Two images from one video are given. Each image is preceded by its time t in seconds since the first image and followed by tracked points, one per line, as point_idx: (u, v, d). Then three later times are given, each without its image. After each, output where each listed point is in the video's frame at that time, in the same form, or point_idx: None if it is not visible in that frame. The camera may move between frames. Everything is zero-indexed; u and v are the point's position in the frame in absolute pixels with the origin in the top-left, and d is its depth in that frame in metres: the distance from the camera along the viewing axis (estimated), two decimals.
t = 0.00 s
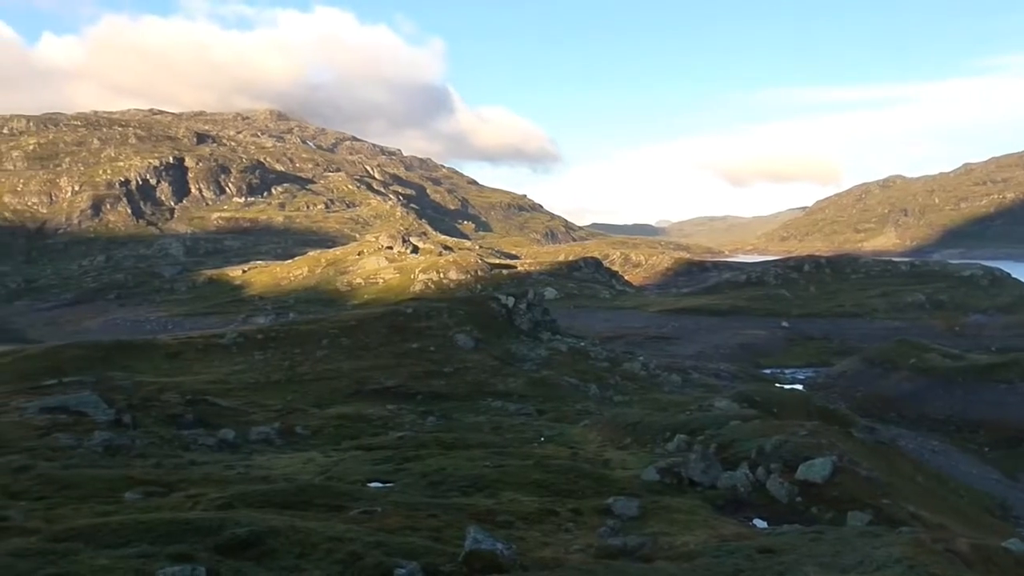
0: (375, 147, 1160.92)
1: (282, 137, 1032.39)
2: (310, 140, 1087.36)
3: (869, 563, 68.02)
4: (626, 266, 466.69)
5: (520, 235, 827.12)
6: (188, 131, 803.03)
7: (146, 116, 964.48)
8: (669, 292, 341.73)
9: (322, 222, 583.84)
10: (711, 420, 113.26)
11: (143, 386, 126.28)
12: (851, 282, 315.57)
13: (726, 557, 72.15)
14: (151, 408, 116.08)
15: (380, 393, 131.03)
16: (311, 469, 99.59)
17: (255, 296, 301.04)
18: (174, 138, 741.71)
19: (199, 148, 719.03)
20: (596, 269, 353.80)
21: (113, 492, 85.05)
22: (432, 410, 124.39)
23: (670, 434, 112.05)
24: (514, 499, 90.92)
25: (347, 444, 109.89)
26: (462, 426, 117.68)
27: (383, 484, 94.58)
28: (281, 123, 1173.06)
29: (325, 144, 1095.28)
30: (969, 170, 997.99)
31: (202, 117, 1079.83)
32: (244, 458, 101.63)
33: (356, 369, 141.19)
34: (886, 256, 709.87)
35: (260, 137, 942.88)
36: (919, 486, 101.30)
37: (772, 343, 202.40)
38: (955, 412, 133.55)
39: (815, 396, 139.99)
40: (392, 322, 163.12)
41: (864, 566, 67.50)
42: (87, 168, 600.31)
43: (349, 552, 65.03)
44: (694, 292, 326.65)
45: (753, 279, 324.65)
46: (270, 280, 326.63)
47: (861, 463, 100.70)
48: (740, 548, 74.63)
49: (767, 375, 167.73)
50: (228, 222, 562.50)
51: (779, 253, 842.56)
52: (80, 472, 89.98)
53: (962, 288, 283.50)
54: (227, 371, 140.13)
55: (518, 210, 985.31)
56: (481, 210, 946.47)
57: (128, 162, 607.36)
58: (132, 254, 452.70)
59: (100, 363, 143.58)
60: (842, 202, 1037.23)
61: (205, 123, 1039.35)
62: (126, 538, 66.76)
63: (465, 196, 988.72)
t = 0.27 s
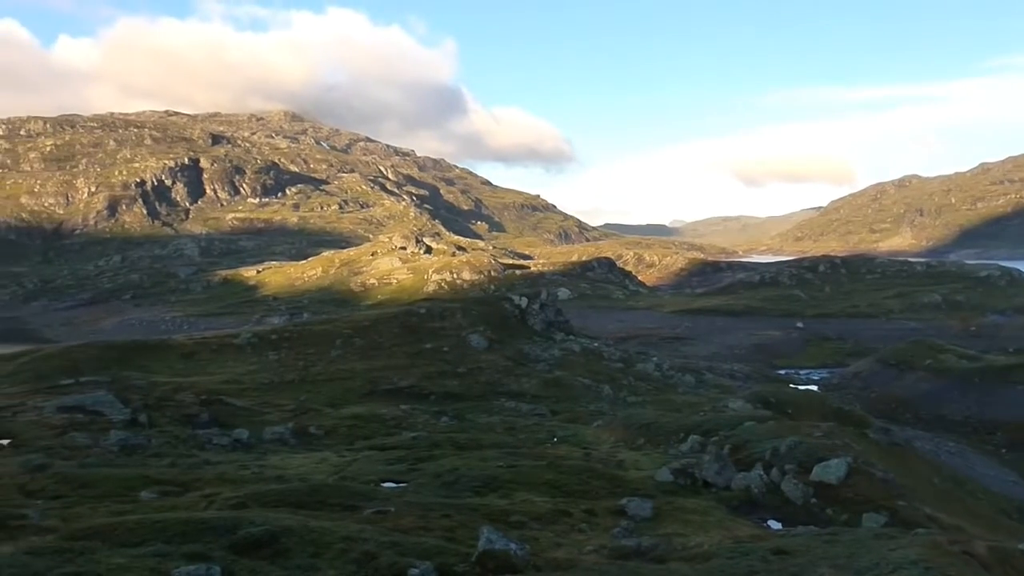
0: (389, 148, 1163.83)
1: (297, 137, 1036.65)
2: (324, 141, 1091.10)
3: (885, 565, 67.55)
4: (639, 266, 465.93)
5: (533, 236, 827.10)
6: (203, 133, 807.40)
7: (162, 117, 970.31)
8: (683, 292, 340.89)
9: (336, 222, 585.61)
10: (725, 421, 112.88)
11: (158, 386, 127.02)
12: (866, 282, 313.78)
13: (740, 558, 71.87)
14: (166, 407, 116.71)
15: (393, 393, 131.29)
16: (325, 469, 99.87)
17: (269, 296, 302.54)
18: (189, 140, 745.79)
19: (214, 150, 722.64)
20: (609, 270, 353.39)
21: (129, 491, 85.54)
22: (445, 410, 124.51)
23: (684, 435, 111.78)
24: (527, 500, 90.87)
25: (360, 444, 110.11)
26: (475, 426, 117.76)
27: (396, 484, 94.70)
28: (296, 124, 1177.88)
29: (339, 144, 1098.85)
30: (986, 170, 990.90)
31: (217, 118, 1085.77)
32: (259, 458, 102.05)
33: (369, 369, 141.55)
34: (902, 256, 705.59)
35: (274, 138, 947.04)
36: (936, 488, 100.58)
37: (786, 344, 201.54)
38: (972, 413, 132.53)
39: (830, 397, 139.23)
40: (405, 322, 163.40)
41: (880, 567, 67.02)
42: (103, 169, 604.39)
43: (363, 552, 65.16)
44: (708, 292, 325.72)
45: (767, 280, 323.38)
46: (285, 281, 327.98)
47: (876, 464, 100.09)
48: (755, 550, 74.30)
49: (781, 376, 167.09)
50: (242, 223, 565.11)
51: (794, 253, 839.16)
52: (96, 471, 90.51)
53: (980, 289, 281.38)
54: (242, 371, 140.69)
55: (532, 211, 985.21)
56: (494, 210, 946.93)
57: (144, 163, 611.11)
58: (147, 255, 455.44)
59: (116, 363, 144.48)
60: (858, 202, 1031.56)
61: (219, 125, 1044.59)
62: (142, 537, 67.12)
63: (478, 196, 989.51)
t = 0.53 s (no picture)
0: (404, 149, 1167.02)
1: (312, 138, 1040.81)
2: (340, 142, 1095.48)
3: (903, 567, 66.94)
4: (655, 267, 465.07)
5: (548, 237, 827.13)
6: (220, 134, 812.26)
7: (179, 119, 977.13)
8: (699, 293, 339.94)
9: (351, 223, 587.54)
10: (741, 422, 112.48)
11: (176, 386, 127.81)
12: (884, 282, 311.87)
13: (756, 560, 71.54)
14: (184, 407, 117.37)
15: (408, 394, 131.58)
16: (340, 469, 100.12)
17: (285, 296, 304.28)
18: (206, 141, 750.30)
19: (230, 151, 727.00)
20: (624, 270, 352.89)
21: (147, 491, 86.04)
22: (461, 411, 124.72)
23: (700, 436, 111.41)
24: (543, 501, 90.80)
25: (376, 444, 110.39)
26: (490, 427, 117.83)
27: (412, 485, 94.82)
28: (312, 125, 1183.14)
29: (355, 145, 1102.64)
30: (1005, 169, 982.62)
31: (234, 120, 1092.33)
32: (275, 458, 102.48)
33: (384, 370, 141.94)
34: (920, 257, 701.26)
35: (290, 140, 951.52)
36: (954, 490, 99.79)
37: (803, 344, 200.54)
38: (991, 415, 131.37)
39: (847, 398, 138.46)
40: (421, 322, 163.70)
41: (898, 570, 66.50)
42: (121, 171, 608.97)
43: (379, 553, 65.24)
44: (724, 293, 324.73)
45: (784, 280, 322.03)
46: (302, 282, 329.66)
47: (894, 466, 99.46)
48: (771, 551, 73.89)
49: (798, 377, 166.31)
50: (258, 224, 567.92)
51: (810, 253, 835.28)
52: (115, 470, 91.18)
53: (999, 289, 278.94)
54: (258, 371, 141.35)
55: (547, 211, 985.09)
56: (509, 211, 947.30)
57: (161, 165, 615.42)
58: (165, 255, 458.58)
59: (134, 363, 145.46)
60: (875, 202, 1025.68)
61: (236, 126, 1050.43)
62: (161, 536, 67.51)
63: (494, 197, 990.46)
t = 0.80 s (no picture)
0: (419, 150, 1169.63)
1: (327, 141, 1044.72)
2: (355, 144, 1099.24)
3: (922, 569, 66.41)
4: (670, 267, 464.03)
5: (563, 237, 826.76)
6: (236, 136, 816.92)
7: (196, 121, 983.35)
8: (715, 293, 338.84)
9: (366, 225, 589.39)
10: (758, 423, 112.03)
11: (193, 387, 128.55)
12: (901, 282, 309.84)
13: (773, 561, 71.18)
14: (201, 408, 118.06)
15: (424, 395, 131.77)
16: (357, 470, 100.43)
17: (301, 298, 305.61)
18: (222, 144, 754.33)
19: (246, 153, 730.91)
20: (639, 271, 352.38)
21: (165, 492, 86.59)
22: (476, 411, 124.82)
23: (716, 437, 111.03)
24: (558, 501, 90.76)
25: (392, 445, 110.64)
26: (506, 428, 117.91)
27: (428, 485, 94.94)
28: (327, 127, 1188.00)
29: (370, 147, 1106.16)
30: None
31: (249, 122, 1098.49)
32: (291, 459, 102.89)
33: (400, 371, 142.25)
34: (938, 256, 696.23)
35: (306, 142, 954.93)
36: (974, 491, 98.98)
37: (820, 345, 199.55)
38: (1010, 415, 130.27)
39: (864, 399, 137.58)
40: (436, 324, 164.04)
41: (917, 571, 65.99)
42: (138, 173, 613.35)
43: (396, 553, 65.40)
44: (740, 293, 323.25)
45: (800, 280, 320.63)
46: (318, 283, 331.00)
47: (912, 467, 98.78)
48: (789, 553, 73.54)
49: (815, 377, 165.53)
50: (274, 226, 570.23)
51: (826, 253, 830.99)
52: (133, 471, 91.84)
53: (1019, 289, 276.49)
54: (274, 372, 141.97)
55: (561, 212, 984.73)
56: (524, 211, 947.59)
57: (178, 167, 619.60)
58: (181, 258, 461.28)
59: (152, 364, 146.52)
60: (891, 202, 1018.60)
61: (251, 129, 1055.70)
62: (179, 537, 67.91)
63: (508, 198, 991.20)
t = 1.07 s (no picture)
0: (432, 151, 1171.68)
1: (341, 141, 1048.28)
2: (368, 144, 1102.24)
3: (938, 571, 66.02)
4: (684, 267, 463.06)
5: (576, 237, 826.03)
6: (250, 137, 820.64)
7: (211, 122, 988.62)
8: (729, 294, 337.88)
9: (379, 225, 590.79)
10: (772, 424, 111.60)
11: (207, 387, 129.14)
12: (917, 283, 308.01)
13: (787, 563, 70.90)
14: (215, 408, 118.59)
15: (437, 395, 131.87)
16: (370, 470, 100.59)
17: (315, 298, 306.77)
18: (236, 144, 757.63)
19: (260, 154, 734.12)
20: (653, 271, 351.84)
21: (180, 491, 87.01)
22: (489, 412, 124.86)
23: (730, 438, 110.65)
24: (572, 502, 90.65)
25: (405, 445, 110.77)
26: (519, 428, 117.91)
27: (441, 486, 95.04)
28: (341, 128, 1191.89)
29: (383, 147, 1108.87)
30: None
31: (264, 123, 1103.33)
32: (305, 459, 103.07)
33: (413, 371, 142.43)
34: (955, 257, 691.90)
35: (319, 142, 958.21)
36: (990, 494, 98.24)
37: (834, 346, 198.69)
38: None
39: (879, 400, 136.81)
40: (449, 324, 164.23)
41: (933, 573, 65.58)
42: (153, 174, 617.01)
43: (409, 553, 65.49)
44: (753, 294, 322.16)
45: (814, 281, 319.29)
46: (331, 283, 332.10)
47: (928, 469, 98.15)
48: (803, 555, 73.27)
49: (829, 378, 164.81)
50: (288, 226, 572.27)
51: (841, 254, 827.17)
52: (148, 470, 92.33)
53: None
54: (288, 372, 142.48)
55: (574, 212, 984.33)
56: (537, 211, 947.64)
57: (193, 168, 623.04)
58: (196, 258, 463.69)
59: (167, 364, 147.34)
60: (907, 202, 1012.94)
61: (265, 129, 1059.69)
62: (193, 535, 68.18)
63: (521, 198, 991.63)
